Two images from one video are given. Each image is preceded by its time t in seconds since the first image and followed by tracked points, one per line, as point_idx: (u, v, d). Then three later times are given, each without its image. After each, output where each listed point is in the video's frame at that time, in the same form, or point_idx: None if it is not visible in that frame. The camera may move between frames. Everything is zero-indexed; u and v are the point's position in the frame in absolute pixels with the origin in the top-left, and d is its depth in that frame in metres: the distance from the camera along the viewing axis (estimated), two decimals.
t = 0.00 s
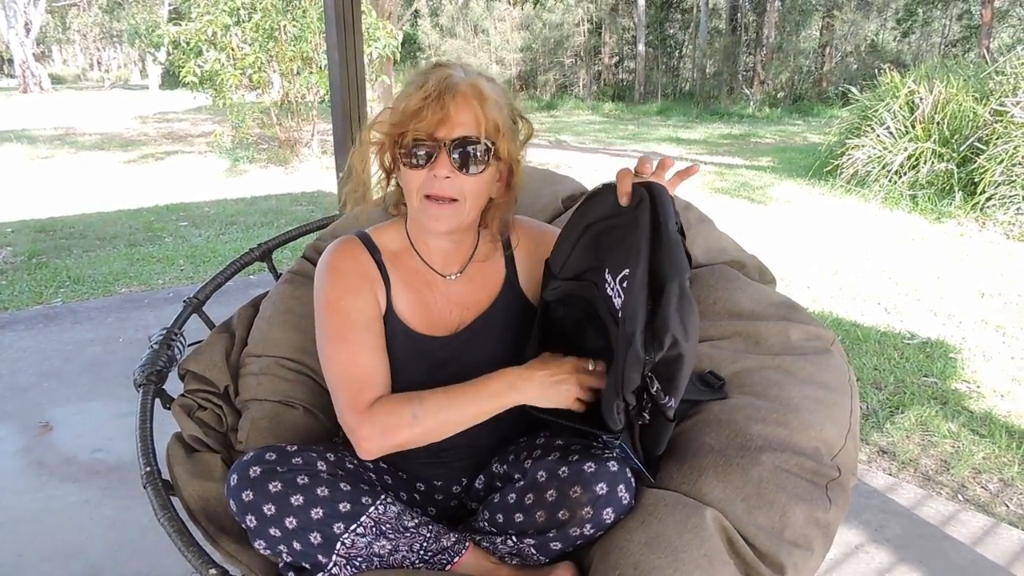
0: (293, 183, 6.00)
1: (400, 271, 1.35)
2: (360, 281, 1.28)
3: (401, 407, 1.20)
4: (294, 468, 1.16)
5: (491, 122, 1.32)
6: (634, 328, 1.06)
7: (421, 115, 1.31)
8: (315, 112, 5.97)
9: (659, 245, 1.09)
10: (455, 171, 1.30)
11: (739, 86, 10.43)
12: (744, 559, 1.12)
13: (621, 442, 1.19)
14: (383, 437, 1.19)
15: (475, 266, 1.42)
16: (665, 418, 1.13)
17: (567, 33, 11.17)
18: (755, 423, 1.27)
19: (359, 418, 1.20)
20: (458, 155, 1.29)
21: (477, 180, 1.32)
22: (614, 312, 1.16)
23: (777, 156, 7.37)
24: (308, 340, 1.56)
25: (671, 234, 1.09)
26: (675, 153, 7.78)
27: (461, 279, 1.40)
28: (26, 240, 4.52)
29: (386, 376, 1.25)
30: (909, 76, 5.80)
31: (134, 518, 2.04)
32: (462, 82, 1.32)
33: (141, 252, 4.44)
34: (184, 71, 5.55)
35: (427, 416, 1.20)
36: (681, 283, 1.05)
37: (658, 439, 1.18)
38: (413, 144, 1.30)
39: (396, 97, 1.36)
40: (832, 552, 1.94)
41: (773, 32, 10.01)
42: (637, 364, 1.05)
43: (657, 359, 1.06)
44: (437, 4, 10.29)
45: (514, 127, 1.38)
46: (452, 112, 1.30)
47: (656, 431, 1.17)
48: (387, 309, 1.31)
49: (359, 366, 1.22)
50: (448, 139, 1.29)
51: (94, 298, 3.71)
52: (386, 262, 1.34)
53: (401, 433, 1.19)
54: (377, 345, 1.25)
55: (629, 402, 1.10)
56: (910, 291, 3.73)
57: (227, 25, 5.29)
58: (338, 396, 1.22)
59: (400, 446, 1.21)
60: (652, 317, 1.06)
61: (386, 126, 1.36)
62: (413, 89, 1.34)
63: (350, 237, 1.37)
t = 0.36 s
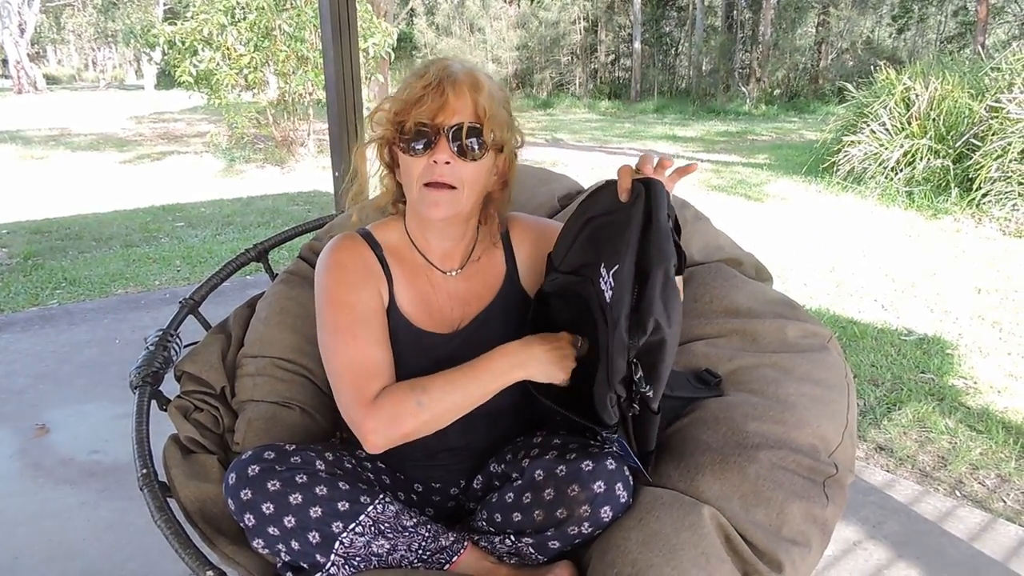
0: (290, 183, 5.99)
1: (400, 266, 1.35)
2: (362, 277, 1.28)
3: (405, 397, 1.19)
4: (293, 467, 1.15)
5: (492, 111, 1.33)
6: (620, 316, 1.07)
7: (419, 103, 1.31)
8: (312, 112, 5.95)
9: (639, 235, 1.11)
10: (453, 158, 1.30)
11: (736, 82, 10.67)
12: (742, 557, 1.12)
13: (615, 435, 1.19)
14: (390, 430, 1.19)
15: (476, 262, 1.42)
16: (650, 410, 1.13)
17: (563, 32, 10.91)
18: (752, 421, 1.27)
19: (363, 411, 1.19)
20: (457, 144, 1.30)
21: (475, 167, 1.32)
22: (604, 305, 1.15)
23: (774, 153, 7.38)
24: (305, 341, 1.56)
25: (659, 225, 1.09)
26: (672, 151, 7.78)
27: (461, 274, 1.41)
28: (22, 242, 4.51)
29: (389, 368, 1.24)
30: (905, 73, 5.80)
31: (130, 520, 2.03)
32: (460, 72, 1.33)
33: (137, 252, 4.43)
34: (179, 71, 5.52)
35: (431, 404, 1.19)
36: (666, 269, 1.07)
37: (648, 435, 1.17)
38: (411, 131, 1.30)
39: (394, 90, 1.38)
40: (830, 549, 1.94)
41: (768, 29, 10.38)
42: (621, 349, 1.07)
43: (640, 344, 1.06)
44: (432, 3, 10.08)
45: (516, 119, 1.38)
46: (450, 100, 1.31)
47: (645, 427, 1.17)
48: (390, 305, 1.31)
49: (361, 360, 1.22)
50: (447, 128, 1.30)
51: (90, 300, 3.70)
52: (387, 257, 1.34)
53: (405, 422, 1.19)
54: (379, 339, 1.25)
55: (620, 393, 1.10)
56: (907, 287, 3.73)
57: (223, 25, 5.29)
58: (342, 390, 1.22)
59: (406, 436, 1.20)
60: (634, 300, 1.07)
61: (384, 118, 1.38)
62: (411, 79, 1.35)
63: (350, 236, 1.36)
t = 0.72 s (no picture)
0: (286, 183, 5.98)
1: (392, 258, 1.35)
2: (354, 268, 1.28)
3: (394, 373, 1.19)
4: (289, 466, 1.15)
5: (506, 139, 1.34)
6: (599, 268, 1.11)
7: (447, 128, 1.27)
8: (308, 112, 5.94)
9: (612, 193, 1.16)
10: (474, 191, 1.31)
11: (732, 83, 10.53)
12: (737, 555, 1.13)
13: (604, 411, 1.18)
14: (381, 409, 1.18)
15: (464, 253, 1.43)
16: (636, 368, 1.13)
17: (560, 32, 10.98)
18: (748, 420, 1.27)
19: (354, 391, 1.19)
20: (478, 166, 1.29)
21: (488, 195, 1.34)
22: (586, 274, 1.19)
23: (770, 152, 7.39)
24: (302, 342, 1.56)
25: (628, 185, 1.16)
26: (668, 151, 7.78)
27: (451, 265, 1.41)
28: (17, 242, 4.49)
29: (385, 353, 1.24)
30: (900, 72, 5.81)
31: (127, 521, 2.03)
32: (486, 100, 1.31)
33: (132, 253, 4.42)
34: (175, 70, 5.51)
35: (415, 375, 1.19)
36: (637, 215, 1.12)
37: (639, 404, 1.17)
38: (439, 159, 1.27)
39: (415, 98, 1.30)
40: (827, 548, 1.94)
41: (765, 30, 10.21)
42: (605, 296, 1.10)
43: (621, 294, 1.10)
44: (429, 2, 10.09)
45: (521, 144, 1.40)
46: (479, 133, 1.29)
47: (634, 392, 1.16)
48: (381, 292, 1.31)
49: (354, 346, 1.22)
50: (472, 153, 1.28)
51: (86, 300, 3.70)
52: (377, 251, 1.34)
53: (396, 398, 1.18)
54: (370, 326, 1.25)
55: (605, 349, 1.12)
56: (903, 286, 3.74)
57: (219, 25, 5.29)
58: (335, 373, 1.22)
59: (398, 414, 1.19)
60: (609, 250, 1.12)
61: (400, 128, 1.30)
62: (438, 95, 1.29)
63: (339, 234, 1.35)
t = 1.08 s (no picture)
0: (283, 184, 5.98)
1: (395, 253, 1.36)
2: (362, 255, 1.31)
3: (404, 360, 1.21)
4: (283, 474, 1.14)
5: (520, 159, 1.32)
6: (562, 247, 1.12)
7: (470, 159, 1.24)
8: (305, 113, 5.93)
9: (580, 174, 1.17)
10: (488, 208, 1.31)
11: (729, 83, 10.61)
12: (735, 554, 1.13)
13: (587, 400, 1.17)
14: (383, 393, 1.19)
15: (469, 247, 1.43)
16: (617, 346, 1.14)
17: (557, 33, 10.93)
18: (745, 419, 1.27)
19: (360, 369, 1.20)
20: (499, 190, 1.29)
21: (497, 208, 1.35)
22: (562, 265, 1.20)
23: (766, 153, 7.40)
24: (299, 341, 1.55)
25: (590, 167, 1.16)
26: (664, 151, 7.79)
27: (459, 260, 1.41)
28: (12, 243, 4.48)
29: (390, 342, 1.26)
30: (896, 72, 5.81)
31: (123, 523, 2.02)
32: (501, 121, 1.27)
33: (128, 254, 4.41)
34: (172, 71, 5.51)
35: (430, 362, 1.21)
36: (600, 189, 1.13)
37: (624, 387, 1.18)
38: (461, 190, 1.25)
39: (432, 125, 1.24)
40: (825, 548, 1.95)
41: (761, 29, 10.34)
42: (572, 270, 1.11)
43: (590, 272, 1.11)
44: (426, 3, 10.40)
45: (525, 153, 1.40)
46: (500, 160, 1.27)
47: (618, 374, 1.17)
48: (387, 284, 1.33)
49: (359, 327, 1.23)
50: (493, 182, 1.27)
51: (82, 301, 3.69)
52: (384, 248, 1.35)
53: (401, 380, 1.20)
54: (376, 309, 1.27)
55: (582, 327, 1.13)
56: (899, 286, 3.74)
57: (214, 25, 5.27)
58: (337, 354, 1.23)
59: (400, 398, 1.20)
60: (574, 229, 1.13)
61: (415, 155, 1.25)
62: (457, 124, 1.23)
63: (343, 234, 1.34)
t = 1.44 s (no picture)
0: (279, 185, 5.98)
1: (396, 256, 1.35)
2: (360, 261, 1.29)
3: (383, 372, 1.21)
4: (283, 474, 1.14)
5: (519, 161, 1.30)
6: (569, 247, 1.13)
7: (466, 164, 1.23)
8: (300, 114, 5.93)
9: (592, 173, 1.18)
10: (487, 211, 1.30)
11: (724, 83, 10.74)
12: (734, 553, 1.13)
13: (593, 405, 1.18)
14: (372, 404, 1.20)
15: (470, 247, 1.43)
16: (618, 347, 1.13)
17: (552, 34, 11.00)
18: (743, 419, 1.27)
19: (349, 384, 1.21)
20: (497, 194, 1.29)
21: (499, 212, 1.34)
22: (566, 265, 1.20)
23: (761, 153, 7.42)
24: (298, 343, 1.55)
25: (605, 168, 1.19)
26: (660, 152, 7.81)
27: (459, 261, 1.41)
28: (6, 246, 4.47)
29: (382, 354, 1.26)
30: (890, 73, 5.83)
31: (120, 526, 2.02)
32: (499, 124, 1.26)
33: (124, 256, 4.40)
34: (167, 74, 5.49)
35: (406, 372, 1.21)
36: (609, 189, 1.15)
37: (625, 386, 1.17)
38: (458, 194, 1.25)
39: (429, 128, 1.23)
40: (823, 548, 1.95)
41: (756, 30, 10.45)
42: (577, 270, 1.11)
43: (594, 270, 1.11)
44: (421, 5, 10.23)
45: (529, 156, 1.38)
46: (497, 164, 1.26)
47: (620, 374, 1.16)
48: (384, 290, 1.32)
49: (354, 340, 1.23)
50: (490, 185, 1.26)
51: (78, 303, 3.68)
52: (384, 250, 1.34)
53: (384, 396, 1.20)
54: (372, 324, 1.26)
55: (585, 328, 1.13)
56: (895, 286, 3.75)
57: (208, 27, 5.25)
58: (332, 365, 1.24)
59: (386, 409, 1.21)
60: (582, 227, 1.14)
61: (414, 158, 1.25)
62: (453, 129, 1.23)
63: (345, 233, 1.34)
